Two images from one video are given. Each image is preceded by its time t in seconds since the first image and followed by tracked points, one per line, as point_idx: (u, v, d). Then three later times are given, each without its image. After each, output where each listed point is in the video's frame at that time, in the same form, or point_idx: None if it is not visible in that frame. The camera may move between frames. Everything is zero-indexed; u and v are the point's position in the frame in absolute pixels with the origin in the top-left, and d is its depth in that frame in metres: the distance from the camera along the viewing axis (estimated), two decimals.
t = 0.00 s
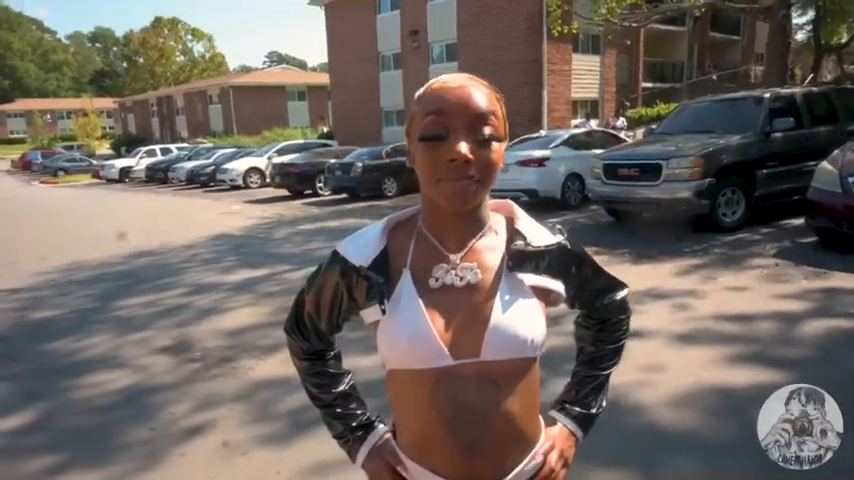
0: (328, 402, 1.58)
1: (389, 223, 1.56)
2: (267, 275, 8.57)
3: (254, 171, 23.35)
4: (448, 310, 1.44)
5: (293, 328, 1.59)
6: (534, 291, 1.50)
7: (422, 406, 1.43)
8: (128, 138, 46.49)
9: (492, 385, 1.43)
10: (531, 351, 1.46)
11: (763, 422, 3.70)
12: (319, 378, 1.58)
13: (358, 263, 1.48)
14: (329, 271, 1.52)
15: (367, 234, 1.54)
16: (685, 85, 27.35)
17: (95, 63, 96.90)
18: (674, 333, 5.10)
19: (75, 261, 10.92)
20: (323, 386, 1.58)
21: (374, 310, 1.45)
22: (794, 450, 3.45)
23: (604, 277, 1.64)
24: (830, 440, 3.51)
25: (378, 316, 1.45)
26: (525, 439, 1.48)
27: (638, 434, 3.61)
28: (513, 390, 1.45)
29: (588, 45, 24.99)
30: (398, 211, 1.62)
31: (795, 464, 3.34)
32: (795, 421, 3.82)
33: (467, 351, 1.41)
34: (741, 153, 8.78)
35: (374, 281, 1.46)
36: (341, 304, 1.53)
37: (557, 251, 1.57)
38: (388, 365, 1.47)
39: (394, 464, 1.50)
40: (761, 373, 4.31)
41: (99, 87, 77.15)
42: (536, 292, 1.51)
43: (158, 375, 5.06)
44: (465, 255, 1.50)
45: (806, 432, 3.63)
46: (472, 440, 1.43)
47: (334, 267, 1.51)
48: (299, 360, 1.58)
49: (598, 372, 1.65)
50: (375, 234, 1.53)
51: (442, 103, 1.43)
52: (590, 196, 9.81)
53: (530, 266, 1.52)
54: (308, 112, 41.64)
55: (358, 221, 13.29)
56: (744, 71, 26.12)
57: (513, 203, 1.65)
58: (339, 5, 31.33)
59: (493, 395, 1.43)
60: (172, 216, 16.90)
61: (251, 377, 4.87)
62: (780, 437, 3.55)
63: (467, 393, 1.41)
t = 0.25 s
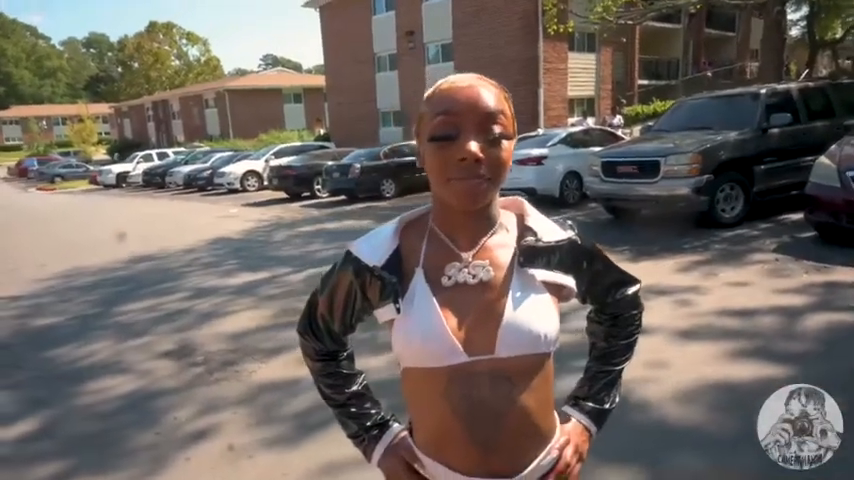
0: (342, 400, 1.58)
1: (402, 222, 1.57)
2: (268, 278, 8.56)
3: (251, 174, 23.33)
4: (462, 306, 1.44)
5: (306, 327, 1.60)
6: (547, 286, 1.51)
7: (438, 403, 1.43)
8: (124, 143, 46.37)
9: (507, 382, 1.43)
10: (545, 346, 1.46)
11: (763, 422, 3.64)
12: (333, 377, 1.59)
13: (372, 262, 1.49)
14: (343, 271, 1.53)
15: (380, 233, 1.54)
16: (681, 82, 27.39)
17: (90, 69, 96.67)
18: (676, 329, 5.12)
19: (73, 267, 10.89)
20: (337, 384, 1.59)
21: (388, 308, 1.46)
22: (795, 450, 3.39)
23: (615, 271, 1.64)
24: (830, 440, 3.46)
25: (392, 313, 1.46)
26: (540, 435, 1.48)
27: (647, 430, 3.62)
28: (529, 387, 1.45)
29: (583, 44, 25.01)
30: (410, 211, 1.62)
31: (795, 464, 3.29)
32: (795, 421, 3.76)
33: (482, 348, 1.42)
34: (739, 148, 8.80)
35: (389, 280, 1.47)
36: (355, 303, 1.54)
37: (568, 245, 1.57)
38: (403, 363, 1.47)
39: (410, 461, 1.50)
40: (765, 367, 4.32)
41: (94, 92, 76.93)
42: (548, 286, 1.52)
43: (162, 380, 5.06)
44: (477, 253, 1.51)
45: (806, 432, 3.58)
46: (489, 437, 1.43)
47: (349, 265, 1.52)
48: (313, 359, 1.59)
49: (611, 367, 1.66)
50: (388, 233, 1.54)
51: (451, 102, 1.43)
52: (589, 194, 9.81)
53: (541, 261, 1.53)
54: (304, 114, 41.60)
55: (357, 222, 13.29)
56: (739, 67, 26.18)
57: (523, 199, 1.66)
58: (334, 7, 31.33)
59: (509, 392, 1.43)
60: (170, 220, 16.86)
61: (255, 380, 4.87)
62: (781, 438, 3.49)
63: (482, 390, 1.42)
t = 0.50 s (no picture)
0: (356, 389, 1.61)
1: (415, 212, 1.59)
2: (263, 281, 8.54)
3: (244, 177, 23.26)
4: (471, 297, 1.45)
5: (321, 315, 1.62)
6: (552, 271, 1.53)
7: (452, 397, 1.45)
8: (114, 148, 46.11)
9: (519, 374, 1.44)
10: (554, 336, 1.47)
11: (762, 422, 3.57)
12: (346, 366, 1.61)
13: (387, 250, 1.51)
14: (354, 262, 1.55)
15: (394, 222, 1.56)
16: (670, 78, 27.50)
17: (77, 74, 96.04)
18: (673, 323, 5.15)
19: (66, 274, 10.81)
20: (351, 373, 1.61)
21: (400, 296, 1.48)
22: (795, 449, 3.32)
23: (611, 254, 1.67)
24: (831, 440, 3.38)
25: (404, 301, 1.48)
26: (554, 427, 1.50)
27: (647, 424, 3.64)
28: (540, 380, 1.46)
29: (573, 41, 25.06)
30: (418, 202, 1.64)
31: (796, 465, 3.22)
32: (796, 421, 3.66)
33: (493, 341, 1.43)
34: (731, 143, 8.85)
35: (402, 271, 1.49)
36: (369, 292, 1.56)
37: (568, 228, 1.60)
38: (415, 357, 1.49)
39: (424, 455, 1.51)
40: (762, 359, 4.35)
41: (83, 97, 76.37)
42: (553, 272, 1.54)
43: (160, 385, 5.04)
44: (483, 247, 1.52)
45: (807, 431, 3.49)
46: (503, 431, 1.44)
47: (361, 254, 1.54)
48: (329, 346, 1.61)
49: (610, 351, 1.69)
50: (402, 221, 1.56)
51: (450, 99, 1.45)
52: (582, 191, 9.84)
53: (545, 249, 1.54)
54: (295, 116, 41.50)
55: (351, 223, 13.27)
56: (728, 62, 26.30)
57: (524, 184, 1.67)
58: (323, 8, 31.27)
59: (522, 384, 1.44)
60: (163, 225, 16.79)
61: (254, 383, 4.86)
62: (781, 437, 3.41)
63: (494, 382, 1.43)
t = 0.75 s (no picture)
0: (361, 392, 1.61)
1: (412, 224, 1.59)
2: (256, 285, 8.51)
3: (234, 181, 23.17)
4: (475, 296, 1.47)
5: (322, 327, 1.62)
6: (555, 270, 1.55)
7: (462, 391, 1.45)
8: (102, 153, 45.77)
9: (527, 365, 1.46)
10: (559, 328, 1.49)
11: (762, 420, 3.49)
12: (350, 372, 1.61)
13: (384, 267, 1.51)
14: (355, 271, 1.56)
15: (392, 234, 1.56)
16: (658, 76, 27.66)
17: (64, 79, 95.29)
18: (666, 319, 5.18)
19: (56, 280, 10.71)
20: (355, 377, 1.61)
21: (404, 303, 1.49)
22: (794, 449, 3.27)
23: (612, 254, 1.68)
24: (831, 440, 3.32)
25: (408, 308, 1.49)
26: (563, 415, 1.52)
27: (643, 419, 3.67)
28: (546, 369, 1.48)
29: (561, 41, 25.16)
30: (416, 212, 1.64)
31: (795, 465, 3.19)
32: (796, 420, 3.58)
33: (499, 333, 1.44)
34: (720, 140, 8.92)
35: (402, 278, 1.50)
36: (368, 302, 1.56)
37: (572, 230, 1.62)
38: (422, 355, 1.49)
39: (434, 448, 1.51)
40: (755, 353, 4.39)
41: (70, 103, 75.77)
42: (556, 271, 1.56)
43: (155, 389, 5.02)
44: (485, 244, 1.53)
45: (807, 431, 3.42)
46: (511, 422, 1.45)
47: (362, 268, 1.55)
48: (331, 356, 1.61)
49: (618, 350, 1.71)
50: (399, 232, 1.56)
51: (453, 104, 1.45)
52: (573, 190, 9.86)
53: (548, 249, 1.56)
54: (285, 120, 41.38)
55: (343, 225, 13.24)
56: (715, 59, 26.47)
57: (526, 191, 1.69)
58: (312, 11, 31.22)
59: (530, 375, 1.46)
60: (153, 230, 16.68)
61: (250, 386, 4.84)
62: (781, 437, 3.34)
63: (502, 375, 1.44)
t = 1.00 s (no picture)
0: (374, 386, 1.63)
1: (427, 221, 1.61)
2: (254, 287, 8.50)
3: (230, 184, 23.15)
4: (490, 290, 1.49)
5: (334, 323, 1.62)
6: (570, 267, 1.56)
7: (480, 384, 1.47)
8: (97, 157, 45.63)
9: (543, 358, 1.48)
10: (572, 322, 1.52)
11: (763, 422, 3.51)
12: (363, 366, 1.62)
13: (401, 262, 1.53)
14: (369, 269, 1.57)
15: (408, 233, 1.58)
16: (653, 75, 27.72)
17: (58, 83, 95.00)
18: (664, 317, 5.21)
19: (52, 284, 10.69)
20: (368, 371, 1.63)
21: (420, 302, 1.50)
22: (795, 449, 3.27)
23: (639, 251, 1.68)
24: (832, 440, 3.32)
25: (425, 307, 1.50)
26: (575, 406, 1.55)
27: (641, 417, 3.68)
28: (562, 360, 1.50)
29: (555, 41, 25.22)
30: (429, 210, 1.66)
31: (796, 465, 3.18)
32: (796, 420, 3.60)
33: (515, 327, 1.47)
34: (715, 138, 8.97)
35: (418, 277, 1.51)
36: (380, 298, 1.57)
37: (589, 225, 1.62)
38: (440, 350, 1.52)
39: (450, 436, 1.53)
40: (753, 350, 4.42)
41: (64, 106, 75.55)
42: (571, 268, 1.57)
43: (154, 392, 5.02)
44: (499, 240, 1.55)
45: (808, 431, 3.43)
46: (528, 414, 1.47)
47: (377, 267, 1.56)
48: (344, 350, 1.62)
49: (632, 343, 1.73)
50: (414, 232, 1.58)
51: (464, 106, 1.47)
52: (569, 189, 9.86)
53: (563, 245, 1.57)
54: (280, 122, 41.32)
55: (340, 227, 13.25)
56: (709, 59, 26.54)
57: (541, 187, 1.71)
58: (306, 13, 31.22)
59: (546, 367, 1.48)
60: (150, 233, 16.65)
61: (250, 388, 4.85)
62: (781, 437, 3.36)
63: (518, 367, 1.46)
